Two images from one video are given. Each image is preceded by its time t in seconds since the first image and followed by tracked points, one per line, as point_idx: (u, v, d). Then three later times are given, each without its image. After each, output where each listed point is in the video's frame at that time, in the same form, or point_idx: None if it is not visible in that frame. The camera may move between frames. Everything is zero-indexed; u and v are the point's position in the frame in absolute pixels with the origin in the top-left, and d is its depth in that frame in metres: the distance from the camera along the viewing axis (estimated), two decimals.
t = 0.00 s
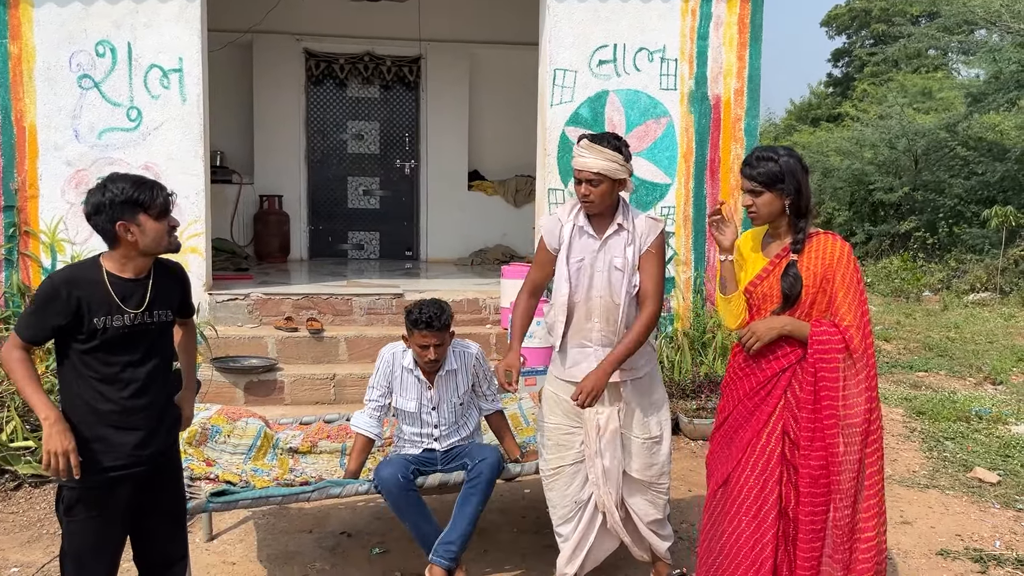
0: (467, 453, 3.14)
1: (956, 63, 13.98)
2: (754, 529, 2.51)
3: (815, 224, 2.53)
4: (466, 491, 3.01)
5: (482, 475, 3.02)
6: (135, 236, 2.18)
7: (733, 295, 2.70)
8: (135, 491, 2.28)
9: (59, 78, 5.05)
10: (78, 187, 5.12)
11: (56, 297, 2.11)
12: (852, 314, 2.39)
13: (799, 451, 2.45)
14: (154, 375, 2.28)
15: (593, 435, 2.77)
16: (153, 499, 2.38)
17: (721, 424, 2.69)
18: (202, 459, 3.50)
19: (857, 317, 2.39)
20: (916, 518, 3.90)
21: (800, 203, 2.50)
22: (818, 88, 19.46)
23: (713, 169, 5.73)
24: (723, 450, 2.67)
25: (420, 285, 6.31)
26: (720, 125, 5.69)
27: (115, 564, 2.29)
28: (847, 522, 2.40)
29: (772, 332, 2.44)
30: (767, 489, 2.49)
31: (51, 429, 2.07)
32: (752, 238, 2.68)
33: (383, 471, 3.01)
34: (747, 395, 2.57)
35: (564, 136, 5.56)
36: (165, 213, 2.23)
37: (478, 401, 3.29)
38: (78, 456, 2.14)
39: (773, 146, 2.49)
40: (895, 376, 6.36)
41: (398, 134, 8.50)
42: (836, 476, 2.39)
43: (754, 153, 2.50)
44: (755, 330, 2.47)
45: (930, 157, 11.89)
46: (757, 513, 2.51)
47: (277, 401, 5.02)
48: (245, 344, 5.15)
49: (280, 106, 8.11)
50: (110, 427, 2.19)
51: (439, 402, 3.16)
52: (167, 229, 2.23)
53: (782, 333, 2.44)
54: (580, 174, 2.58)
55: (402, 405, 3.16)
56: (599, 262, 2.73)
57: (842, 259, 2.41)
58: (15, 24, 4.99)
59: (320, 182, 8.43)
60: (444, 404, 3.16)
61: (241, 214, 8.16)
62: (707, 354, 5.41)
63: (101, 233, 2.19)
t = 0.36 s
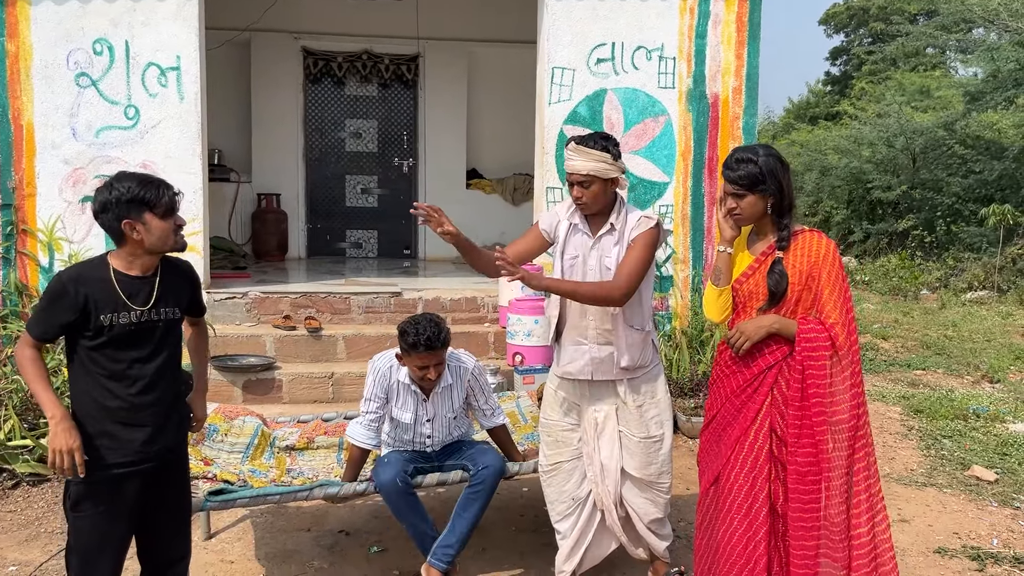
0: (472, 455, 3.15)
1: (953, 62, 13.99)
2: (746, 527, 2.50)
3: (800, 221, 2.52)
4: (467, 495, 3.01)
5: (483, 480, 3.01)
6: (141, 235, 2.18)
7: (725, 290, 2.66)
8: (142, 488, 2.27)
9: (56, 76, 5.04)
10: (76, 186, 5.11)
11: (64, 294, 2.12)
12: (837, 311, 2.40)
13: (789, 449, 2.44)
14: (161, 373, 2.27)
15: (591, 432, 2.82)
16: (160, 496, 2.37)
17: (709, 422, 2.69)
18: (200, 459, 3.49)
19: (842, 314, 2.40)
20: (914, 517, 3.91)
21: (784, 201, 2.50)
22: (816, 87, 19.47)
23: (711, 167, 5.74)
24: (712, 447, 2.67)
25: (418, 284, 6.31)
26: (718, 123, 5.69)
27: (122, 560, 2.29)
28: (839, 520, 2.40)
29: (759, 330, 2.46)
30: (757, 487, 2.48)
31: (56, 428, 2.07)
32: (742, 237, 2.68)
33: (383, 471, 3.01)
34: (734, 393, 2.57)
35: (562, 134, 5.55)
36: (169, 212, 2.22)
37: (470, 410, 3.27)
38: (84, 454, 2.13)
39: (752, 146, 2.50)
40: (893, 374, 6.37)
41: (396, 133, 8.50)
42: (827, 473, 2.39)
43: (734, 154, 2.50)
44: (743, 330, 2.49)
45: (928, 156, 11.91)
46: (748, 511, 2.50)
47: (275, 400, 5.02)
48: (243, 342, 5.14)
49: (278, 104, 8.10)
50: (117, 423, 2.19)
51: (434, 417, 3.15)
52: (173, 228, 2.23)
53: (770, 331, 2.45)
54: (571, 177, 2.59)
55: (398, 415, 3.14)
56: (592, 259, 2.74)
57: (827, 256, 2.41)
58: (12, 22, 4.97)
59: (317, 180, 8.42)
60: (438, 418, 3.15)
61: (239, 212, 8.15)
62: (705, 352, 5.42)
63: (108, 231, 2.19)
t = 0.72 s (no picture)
0: (469, 453, 3.14)
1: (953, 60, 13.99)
2: (738, 524, 2.51)
3: (791, 219, 2.53)
4: (468, 493, 3.01)
5: (484, 478, 3.02)
6: (152, 234, 2.19)
7: (717, 291, 2.71)
8: (150, 485, 2.28)
9: (57, 75, 5.04)
10: (76, 184, 5.12)
11: (75, 291, 2.13)
12: (826, 309, 2.39)
13: (779, 447, 2.44)
14: (169, 371, 2.29)
15: (582, 434, 2.80)
16: (167, 495, 2.38)
17: (702, 419, 2.69)
18: (201, 457, 3.50)
19: (831, 311, 2.39)
20: (914, 515, 3.91)
21: (774, 200, 2.50)
22: (816, 85, 19.46)
23: (711, 165, 5.74)
24: (705, 444, 2.67)
25: (418, 282, 6.31)
26: (718, 122, 5.70)
27: (128, 557, 2.29)
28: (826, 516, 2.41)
29: (747, 328, 2.46)
30: (748, 484, 2.49)
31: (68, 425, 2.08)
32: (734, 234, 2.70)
33: (383, 471, 3.00)
34: (725, 391, 2.57)
35: (562, 132, 5.56)
36: (182, 212, 2.23)
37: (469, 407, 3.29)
38: (95, 451, 2.15)
39: (745, 143, 2.51)
40: (892, 373, 6.38)
41: (396, 131, 8.50)
42: (815, 471, 2.39)
43: (727, 151, 2.51)
44: (730, 326, 2.50)
45: (928, 154, 11.91)
46: (739, 508, 2.51)
47: (275, 398, 5.02)
48: (244, 341, 5.15)
49: (278, 103, 8.11)
50: (126, 420, 2.20)
51: (435, 413, 3.15)
52: (184, 229, 2.24)
53: (758, 329, 2.45)
54: (571, 182, 2.59)
55: (399, 414, 3.13)
56: (588, 266, 2.73)
57: (817, 254, 2.41)
58: (12, 20, 4.96)
59: (317, 178, 8.43)
60: (440, 414, 3.16)
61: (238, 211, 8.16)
62: (704, 350, 5.43)
63: (119, 229, 2.20)
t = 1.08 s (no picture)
0: (468, 449, 3.14)
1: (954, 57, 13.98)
2: (732, 520, 2.50)
3: (790, 216, 2.52)
4: (467, 490, 3.01)
5: (483, 474, 3.02)
6: (156, 231, 2.19)
7: (715, 291, 2.69)
8: (154, 481, 2.29)
9: (57, 73, 5.04)
10: (76, 182, 5.12)
11: (81, 289, 2.12)
12: (823, 306, 2.39)
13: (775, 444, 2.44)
14: (172, 369, 2.29)
15: (582, 430, 2.83)
16: (170, 492, 2.38)
17: (700, 416, 2.68)
18: (202, 455, 3.50)
19: (828, 309, 2.39)
20: (914, 513, 3.91)
21: (772, 197, 2.49)
22: (817, 83, 19.45)
23: (711, 163, 5.73)
24: (700, 441, 2.67)
25: (418, 280, 6.31)
26: (718, 120, 5.69)
27: (132, 554, 2.29)
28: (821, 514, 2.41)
29: (744, 325, 2.46)
30: (742, 481, 2.48)
31: (78, 423, 2.08)
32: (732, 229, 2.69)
33: (387, 465, 3.00)
34: (721, 387, 2.57)
35: (562, 130, 5.56)
36: (186, 210, 2.23)
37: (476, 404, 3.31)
38: (103, 449, 2.15)
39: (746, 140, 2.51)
40: (893, 370, 6.38)
41: (396, 129, 8.50)
42: (810, 468, 2.39)
43: (727, 147, 2.52)
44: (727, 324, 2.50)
45: (929, 152, 11.91)
46: (734, 504, 2.50)
47: (275, 396, 5.02)
48: (244, 338, 5.15)
49: (278, 101, 8.11)
50: (131, 418, 2.20)
51: (443, 405, 3.19)
52: (188, 228, 2.25)
53: (754, 326, 2.45)
54: (577, 185, 2.56)
55: (405, 404, 3.17)
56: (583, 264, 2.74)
57: (814, 252, 2.41)
58: (12, 18, 4.96)
59: (317, 176, 8.43)
60: (447, 407, 3.19)
61: (239, 209, 8.15)
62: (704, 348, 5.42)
63: (123, 227, 2.20)
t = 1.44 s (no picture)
0: (470, 447, 3.14)
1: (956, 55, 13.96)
2: (737, 517, 2.49)
3: (798, 213, 2.52)
4: (470, 487, 3.01)
5: (486, 472, 3.01)
6: (159, 230, 2.19)
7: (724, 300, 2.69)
8: (158, 479, 2.29)
9: (59, 70, 5.03)
10: (79, 180, 5.11)
11: (84, 287, 2.11)
12: (831, 304, 2.38)
13: (781, 441, 2.44)
14: (175, 367, 2.29)
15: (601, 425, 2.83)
16: (173, 489, 2.38)
17: (706, 413, 2.68)
18: (205, 453, 3.50)
19: (836, 307, 2.38)
20: (918, 511, 3.91)
21: (780, 193, 2.48)
22: (818, 81, 19.43)
23: (714, 161, 5.72)
24: (708, 437, 2.67)
25: (421, 278, 6.30)
26: (721, 117, 5.68)
27: (136, 552, 2.29)
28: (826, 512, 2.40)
29: (751, 323, 2.45)
30: (748, 478, 2.48)
31: (84, 422, 2.07)
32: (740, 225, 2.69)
33: (388, 462, 3.00)
34: (727, 384, 2.57)
35: (565, 128, 5.55)
36: (190, 209, 2.24)
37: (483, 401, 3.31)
38: (111, 447, 2.15)
39: (753, 136, 2.50)
40: (896, 369, 6.37)
41: (398, 127, 8.50)
42: (816, 467, 2.38)
43: (735, 144, 2.51)
44: (734, 322, 2.49)
45: (931, 150, 11.89)
46: (739, 501, 2.49)
47: (278, 394, 5.02)
48: (247, 337, 5.15)
49: (280, 99, 8.10)
50: (135, 416, 2.20)
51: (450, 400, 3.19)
52: (191, 226, 2.25)
53: (762, 324, 2.44)
54: (630, 189, 2.56)
55: (412, 400, 3.18)
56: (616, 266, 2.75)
57: (822, 249, 2.40)
58: (14, 16, 4.96)
59: (319, 174, 8.43)
60: (453, 403, 3.19)
61: (240, 208, 8.13)
62: (706, 346, 5.42)
63: (126, 225, 2.19)
